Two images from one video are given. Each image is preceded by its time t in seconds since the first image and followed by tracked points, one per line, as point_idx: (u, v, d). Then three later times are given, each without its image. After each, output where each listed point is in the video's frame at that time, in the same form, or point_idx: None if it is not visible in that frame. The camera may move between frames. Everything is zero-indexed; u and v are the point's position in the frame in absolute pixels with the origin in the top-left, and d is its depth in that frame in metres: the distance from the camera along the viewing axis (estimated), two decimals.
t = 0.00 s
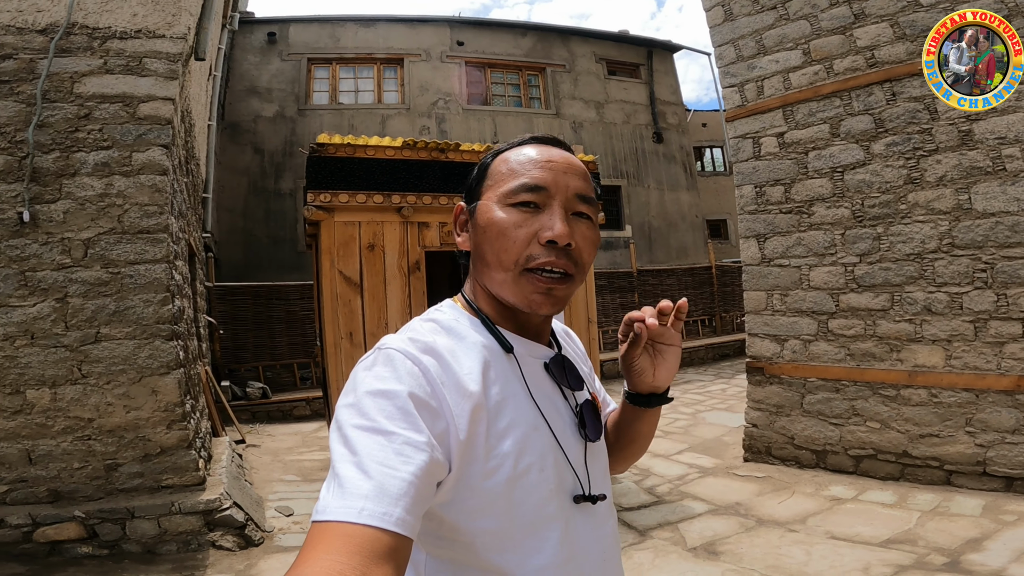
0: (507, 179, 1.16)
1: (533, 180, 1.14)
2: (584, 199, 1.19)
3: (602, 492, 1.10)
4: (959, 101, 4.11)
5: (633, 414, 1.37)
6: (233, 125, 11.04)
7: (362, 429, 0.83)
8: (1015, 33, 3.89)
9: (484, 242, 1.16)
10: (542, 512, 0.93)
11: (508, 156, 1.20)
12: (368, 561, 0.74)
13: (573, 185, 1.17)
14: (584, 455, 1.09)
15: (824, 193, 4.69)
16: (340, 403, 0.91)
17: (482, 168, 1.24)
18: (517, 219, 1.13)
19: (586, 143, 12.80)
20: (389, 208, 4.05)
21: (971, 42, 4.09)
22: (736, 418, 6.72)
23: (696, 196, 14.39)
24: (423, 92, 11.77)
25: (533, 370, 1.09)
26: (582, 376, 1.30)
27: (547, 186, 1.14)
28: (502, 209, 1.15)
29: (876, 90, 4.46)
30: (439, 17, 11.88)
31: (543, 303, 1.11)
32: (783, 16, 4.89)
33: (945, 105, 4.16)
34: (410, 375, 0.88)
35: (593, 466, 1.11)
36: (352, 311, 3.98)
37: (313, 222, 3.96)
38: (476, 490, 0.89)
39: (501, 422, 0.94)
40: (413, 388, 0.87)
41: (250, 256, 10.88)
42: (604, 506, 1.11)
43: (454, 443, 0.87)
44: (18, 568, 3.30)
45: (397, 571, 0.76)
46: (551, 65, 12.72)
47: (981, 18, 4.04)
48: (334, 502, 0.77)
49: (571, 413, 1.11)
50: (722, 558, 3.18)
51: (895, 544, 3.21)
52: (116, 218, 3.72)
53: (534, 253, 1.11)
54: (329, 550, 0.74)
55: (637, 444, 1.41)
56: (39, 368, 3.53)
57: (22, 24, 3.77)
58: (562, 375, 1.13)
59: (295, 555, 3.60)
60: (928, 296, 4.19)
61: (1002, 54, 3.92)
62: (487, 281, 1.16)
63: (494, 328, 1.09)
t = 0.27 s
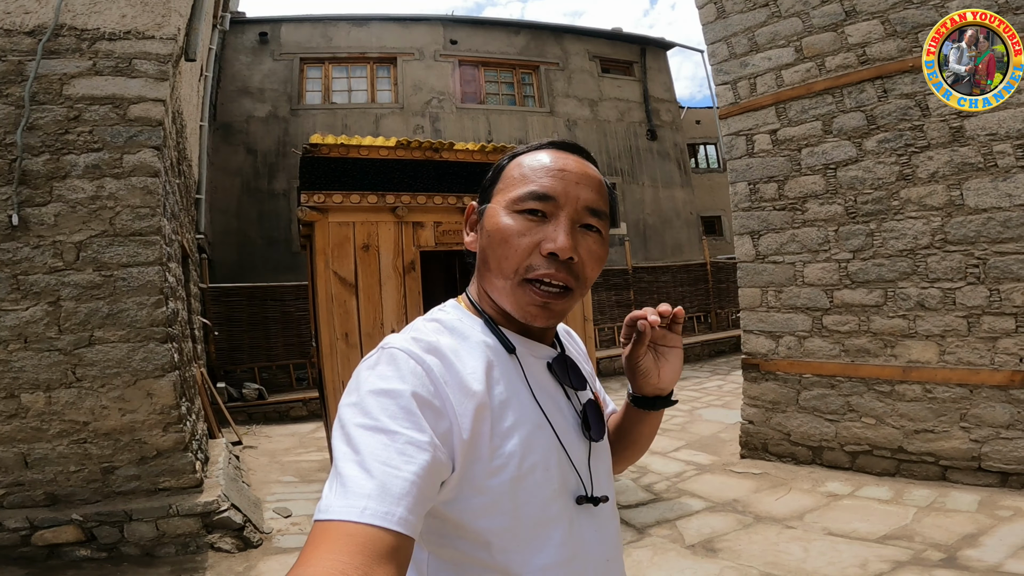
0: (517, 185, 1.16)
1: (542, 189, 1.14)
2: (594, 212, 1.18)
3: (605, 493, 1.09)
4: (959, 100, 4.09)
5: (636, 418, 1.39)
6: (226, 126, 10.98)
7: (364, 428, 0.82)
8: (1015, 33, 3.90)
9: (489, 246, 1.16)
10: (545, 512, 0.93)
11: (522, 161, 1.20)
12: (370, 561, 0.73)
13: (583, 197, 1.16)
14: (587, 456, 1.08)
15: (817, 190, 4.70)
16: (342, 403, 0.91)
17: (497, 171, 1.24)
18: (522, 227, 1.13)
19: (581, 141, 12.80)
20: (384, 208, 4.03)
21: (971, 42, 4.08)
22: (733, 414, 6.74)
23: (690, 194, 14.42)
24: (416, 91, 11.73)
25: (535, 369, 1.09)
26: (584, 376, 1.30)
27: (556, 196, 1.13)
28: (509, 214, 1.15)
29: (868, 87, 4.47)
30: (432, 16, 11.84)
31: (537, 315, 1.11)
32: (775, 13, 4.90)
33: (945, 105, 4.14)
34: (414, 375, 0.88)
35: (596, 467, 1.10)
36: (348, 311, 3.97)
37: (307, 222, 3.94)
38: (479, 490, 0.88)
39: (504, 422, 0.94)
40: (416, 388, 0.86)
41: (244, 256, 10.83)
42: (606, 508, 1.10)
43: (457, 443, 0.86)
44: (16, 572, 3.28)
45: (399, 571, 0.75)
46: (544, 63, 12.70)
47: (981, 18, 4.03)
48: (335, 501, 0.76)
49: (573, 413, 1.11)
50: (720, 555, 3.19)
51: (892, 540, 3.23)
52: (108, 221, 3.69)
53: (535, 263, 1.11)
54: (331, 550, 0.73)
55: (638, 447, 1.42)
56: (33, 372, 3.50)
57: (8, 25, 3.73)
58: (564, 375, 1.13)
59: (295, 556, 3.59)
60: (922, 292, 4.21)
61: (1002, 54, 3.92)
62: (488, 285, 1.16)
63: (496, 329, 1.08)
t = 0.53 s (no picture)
0: (507, 185, 1.16)
1: (532, 185, 1.14)
2: (585, 204, 1.18)
3: (602, 495, 1.09)
4: (959, 101, 4.08)
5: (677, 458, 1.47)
6: (222, 125, 10.95)
7: (364, 430, 0.82)
8: (1015, 33, 3.88)
9: (484, 247, 1.16)
10: (543, 514, 0.93)
11: (509, 160, 1.19)
12: (369, 562, 0.73)
13: (574, 190, 1.16)
14: (585, 458, 1.08)
15: (812, 189, 4.71)
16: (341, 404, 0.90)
17: (484, 172, 1.23)
18: (516, 225, 1.13)
19: (578, 140, 12.80)
20: (380, 207, 4.03)
21: (971, 42, 4.08)
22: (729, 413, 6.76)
23: (687, 193, 14.43)
24: (414, 90, 11.72)
25: (535, 372, 1.09)
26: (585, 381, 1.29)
27: (546, 191, 1.14)
28: (502, 214, 1.15)
29: (864, 87, 4.48)
30: (429, 14, 11.82)
31: (542, 308, 1.12)
32: (771, 12, 4.91)
33: (945, 105, 4.14)
34: (413, 376, 0.88)
35: (594, 469, 1.10)
36: (344, 311, 3.97)
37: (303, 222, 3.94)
38: (477, 491, 0.89)
39: (502, 424, 0.94)
40: (415, 389, 0.86)
41: (241, 256, 10.82)
42: (603, 511, 1.10)
43: (456, 444, 0.86)
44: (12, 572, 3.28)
45: (398, 572, 0.75)
46: (542, 62, 12.70)
47: (980, 18, 4.02)
48: (335, 503, 0.76)
49: (573, 416, 1.11)
50: (715, 554, 3.20)
51: (886, 539, 3.24)
52: (103, 220, 3.68)
53: (534, 259, 1.11)
54: (330, 551, 0.73)
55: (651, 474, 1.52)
56: (27, 372, 3.49)
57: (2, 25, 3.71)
58: (563, 378, 1.13)
59: (291, 555, 3.59)
60: (916, 291, 4.23)
61: (1002, 54, 3.91)
62: (487, 285, 1.16)
63: (496, 330, 1.08)
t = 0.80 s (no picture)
0: (505, 186, 1.15)
1: (531, 186, 1.14)
2: (583, 203, 1.19)
3: (603, 498, 1.09)
4: (959, 100, 4.09)
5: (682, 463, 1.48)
6: (219, 123, 10.92)
7: (366, 431, 0.82)
8: (1015, 33, 3.89)
9: (484, 248, 1.16)
10: (543, 516, 0.93)
11: (505, 162, 1.19)
12: (371, 563, 0.73)
13: (571, 189, 1.17)
14: (586, 460, 1.08)
15: (809, 190, 4.72)
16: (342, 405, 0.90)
17: (480, 175, 1.23)
18: (515, 226, 1.13)
19: (576, 140, 12.80)
20: (377, 206, 4.03)
21: (971, 41, 4.08)
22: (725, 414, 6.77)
23: (685, 193, 14.45)
24: (412, 88, 11.71)
25: (536, 373, 1.09)
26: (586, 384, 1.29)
27: (545, 191, 1.14)
28: (501, 215, 1.14)
29: (861, 88, 4.49)
30: (428, 13, 11.80)
31: (544, 307, 1.12)
32: (770, 13, 4.91)
33: (945, 105, 4.14)
34: (415, 377, 0.87)
35: (595, 471, 1.10)
36: (341, 310, 3.96)
37: (300, 221, 3.93)
38: (478, 493, 0.88)
39: (503, 425, 0.94)
40: (417, 390, 0.86)
41: (237, 254, 10.79)
42: (603, 513, 1.10)
43: (457, 446, 0.86)
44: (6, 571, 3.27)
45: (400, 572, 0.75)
46: (540, 61, 12.69)
47: (981, 18, 4.03)
48: (337, 503, 0.76)
49: (574, 418, 1.11)
50: (711, 555, 3.21)
51: (880, 540, 3.25)
52: (98, 218, 3.66)
53: (535, 259, 1.11)
54: (332, 552, 0.73)
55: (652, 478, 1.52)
56: (22, 371, 3.48)
57: None
58: (564, 380, 1.13)
59: (286, 555, 3.58)
60: (912, 292, 4.24)
61: (1002, 54, 3.91)
62: (488, 287, 1.15)
63: (497, 331, 1.08)
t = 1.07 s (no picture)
0: (509, 186, 1.16)
1: (535, 186, 1.14)
2: (587, 205, 1.19)
3: (602, 498, 1.09)
4: (959, 100, 4.09)
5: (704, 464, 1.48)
6: (220, 124, 10.93)
7: (366, 431, 0.82)
8: (1015, 34, 3.89)
9: (487, 247, 1.16)
10: (542, 516, 0.93)
11: (510, 161, 1.20)
12: (371, 563, 0.74)
13: (575, 191, 1.17)
14: (586, 461, 1.09)
15: (808, 192, 4.73)
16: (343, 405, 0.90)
17: (484, 173, 1.23)
18: (518, 226, 1.13)
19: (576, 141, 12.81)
20: (376, 207, 4.03)
21: (971, 42, 4.07)
22: (725, 416, 6.77)
23: (684, 195, 14.46)
24: (412, 90, 11.72)
25: (536, 374, 1.09)
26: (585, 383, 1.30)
27: (549, 192, 1.14)
28: (504, 214, 1.15)
29: (860, 90, 4.50)
30: (428, 15, 11.82)
31: (544, 309, 1.12)
32: (770, 15, 4.92)
33: (945, 105, 4.14)
34: (415, 377, 0.88)
35: (594, 472, 1.10)
36: (340, 311, 3.97)
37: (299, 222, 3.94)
38: (478, 493, 0.89)
39: (503, 426, 0.94)
40: (418, 390, 0.86)
41: (237, 255, 10.79)
42: (603, 514, 1.10)
43: (457, 446, 0.87)
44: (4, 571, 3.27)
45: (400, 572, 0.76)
46: (540, 63, 12.71)
47: (981, 18, 4.02)
48: (338, 503, 0.76)
49: (574, 419, 1.11)
50: (709, 556, 3.21)
51: (878, 542, 3.26)
52: (98, 219, 3.67)
53: (537, 260, 1.11)
54: (333, 552, 0.73)
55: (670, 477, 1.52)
56: (21, 371, 3.48)
57: None
58: (564, 381, 1.13)
59: (285, 555, 3.58)
60: (910, 294, 4.25)
61: (1002, 54, 3.92)
62: (489, 287, 1.16)
63: (497, 331, 1.09)
